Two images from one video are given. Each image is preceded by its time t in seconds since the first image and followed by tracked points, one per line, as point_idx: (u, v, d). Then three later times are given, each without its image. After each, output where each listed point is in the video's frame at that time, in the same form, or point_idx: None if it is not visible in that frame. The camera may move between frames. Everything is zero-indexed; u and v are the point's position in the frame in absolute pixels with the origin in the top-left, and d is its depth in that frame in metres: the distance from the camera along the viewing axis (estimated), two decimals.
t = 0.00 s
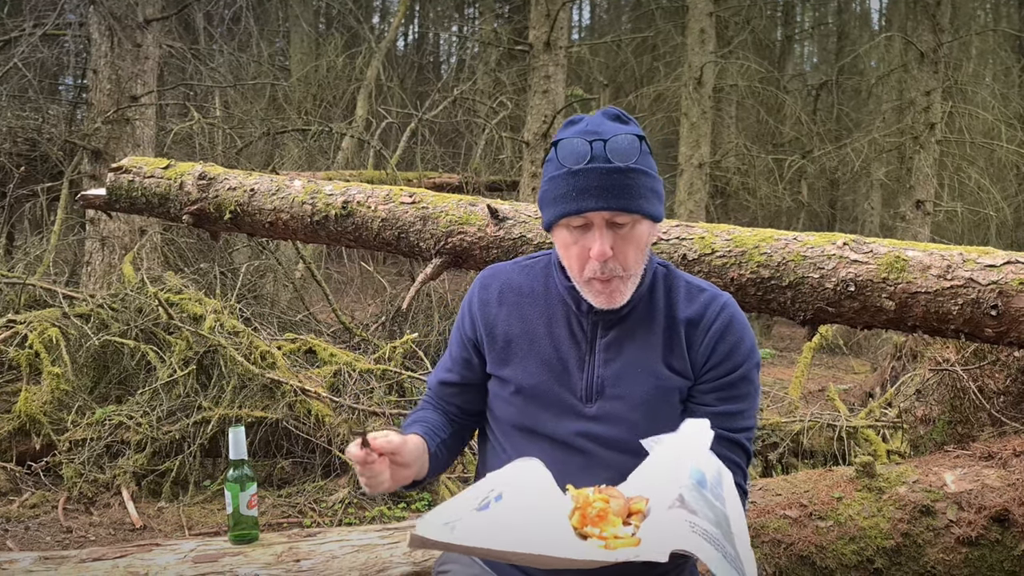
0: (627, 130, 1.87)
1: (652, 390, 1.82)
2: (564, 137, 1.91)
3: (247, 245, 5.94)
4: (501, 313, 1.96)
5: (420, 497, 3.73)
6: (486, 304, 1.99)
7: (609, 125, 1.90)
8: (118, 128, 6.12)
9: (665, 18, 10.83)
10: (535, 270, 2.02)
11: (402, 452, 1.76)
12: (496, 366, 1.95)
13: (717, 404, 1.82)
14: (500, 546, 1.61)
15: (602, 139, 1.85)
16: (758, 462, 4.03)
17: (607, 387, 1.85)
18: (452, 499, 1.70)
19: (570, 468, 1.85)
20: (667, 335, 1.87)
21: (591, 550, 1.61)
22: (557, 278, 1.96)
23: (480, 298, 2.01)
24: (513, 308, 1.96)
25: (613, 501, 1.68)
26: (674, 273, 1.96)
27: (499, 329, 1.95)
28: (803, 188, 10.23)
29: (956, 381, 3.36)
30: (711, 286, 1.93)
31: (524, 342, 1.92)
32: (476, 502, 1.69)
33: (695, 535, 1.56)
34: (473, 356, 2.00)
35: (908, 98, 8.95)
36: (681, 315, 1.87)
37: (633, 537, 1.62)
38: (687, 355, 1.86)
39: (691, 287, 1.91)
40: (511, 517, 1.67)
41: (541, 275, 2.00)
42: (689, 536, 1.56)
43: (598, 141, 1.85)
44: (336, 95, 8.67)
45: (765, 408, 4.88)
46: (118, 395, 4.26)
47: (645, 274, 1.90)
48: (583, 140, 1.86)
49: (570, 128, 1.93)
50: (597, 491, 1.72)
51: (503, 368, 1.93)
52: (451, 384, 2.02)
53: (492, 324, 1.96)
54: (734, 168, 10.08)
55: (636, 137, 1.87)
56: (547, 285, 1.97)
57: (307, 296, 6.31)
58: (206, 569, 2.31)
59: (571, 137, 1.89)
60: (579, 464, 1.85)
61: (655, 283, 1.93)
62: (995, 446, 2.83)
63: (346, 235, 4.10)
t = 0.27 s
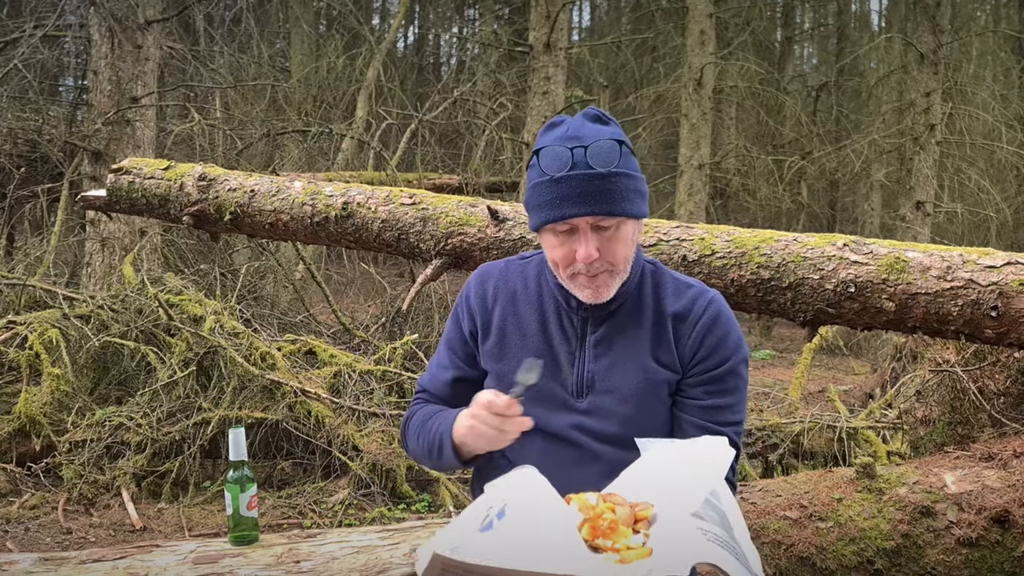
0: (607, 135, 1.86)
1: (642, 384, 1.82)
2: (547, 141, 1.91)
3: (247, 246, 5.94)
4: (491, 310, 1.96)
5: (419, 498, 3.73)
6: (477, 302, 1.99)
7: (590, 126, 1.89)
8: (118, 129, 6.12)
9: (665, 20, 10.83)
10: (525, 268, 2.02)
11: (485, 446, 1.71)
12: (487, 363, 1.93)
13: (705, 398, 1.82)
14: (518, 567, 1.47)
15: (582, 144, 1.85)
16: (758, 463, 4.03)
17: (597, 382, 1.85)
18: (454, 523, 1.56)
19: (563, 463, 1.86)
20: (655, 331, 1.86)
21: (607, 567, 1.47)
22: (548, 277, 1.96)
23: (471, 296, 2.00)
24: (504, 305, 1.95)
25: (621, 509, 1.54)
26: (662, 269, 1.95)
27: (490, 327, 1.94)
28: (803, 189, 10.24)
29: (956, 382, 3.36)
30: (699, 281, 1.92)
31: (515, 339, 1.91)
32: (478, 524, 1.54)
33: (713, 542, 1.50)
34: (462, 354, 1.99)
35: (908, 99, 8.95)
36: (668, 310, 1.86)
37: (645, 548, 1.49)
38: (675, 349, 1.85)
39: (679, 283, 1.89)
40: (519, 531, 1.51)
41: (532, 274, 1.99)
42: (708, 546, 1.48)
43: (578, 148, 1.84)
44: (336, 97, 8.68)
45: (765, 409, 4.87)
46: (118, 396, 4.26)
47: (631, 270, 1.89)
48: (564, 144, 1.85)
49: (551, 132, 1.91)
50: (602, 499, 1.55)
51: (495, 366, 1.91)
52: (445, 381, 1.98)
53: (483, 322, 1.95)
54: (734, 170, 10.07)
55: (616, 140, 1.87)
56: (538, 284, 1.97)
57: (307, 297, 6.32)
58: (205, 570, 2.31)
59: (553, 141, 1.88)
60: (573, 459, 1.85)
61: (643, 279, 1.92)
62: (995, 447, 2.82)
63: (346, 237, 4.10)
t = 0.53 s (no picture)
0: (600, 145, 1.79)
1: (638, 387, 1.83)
2: (541, 149, 1.85)
3: (247, 247, 5.95)
4: (493, 309, 1.95)
5: (420, 499, 3.73)
6: (479, 303, 1.96)
7: (584, 136, 1.81)
8: (118, 130, 6.13)
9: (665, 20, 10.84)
10: (524, 269, 2.00)
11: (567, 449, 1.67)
12: (491, 365, 1.93)
13: (700, 401, 1.82)
14: None
15: (573, 157, 1.78)
16: (758, 463, 4.03)
17: (594, 384, 1.85)
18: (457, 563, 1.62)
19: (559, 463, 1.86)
20: (651, 333, 1.86)
21: None
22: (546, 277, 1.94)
23: (472, 294, 1.99)
24: (506, 305, 1.94)
25: (620, 535, 1.59)
26: (659, 271, 1.93)
27: (492, 328, 1.94)
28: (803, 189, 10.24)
29: (956, 382, 3.36)
30: (695, 284, 1.91)
31: (515, 340, 1.91)
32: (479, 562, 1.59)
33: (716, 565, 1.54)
34: (470, 354, 1.95)
35: (908, 99, 8.94)
36: (665, 313, 1.85)
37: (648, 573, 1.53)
38: (671, 352, 1.85)
39: (676, 286, 1.88)
40: (518, 564, 1.55)
41: (530, 275, 1.98)
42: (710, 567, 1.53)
43: (570, 159, 1.77)
44: (336, 97, 8.68)
45: (765, 409, 4.87)
46: (119, 397, 4.26)
47: (629, 272, 1.88)
48: (555, 155, 1.79)
49: (546, 137, 1.84)
50: (600, 527, 1.61)
51: (496, 367, 1.91)
52: (467, 385, 1.92)
53: (484, 323, 1.94)
54: (734, 170, 10.07)
55: (609, 152, 1.80)
56: (537, 283, 1.95)
57: (308, 298, 6.32)
58: (206, 571, 2.31)
59: (545, 150, 1.82)
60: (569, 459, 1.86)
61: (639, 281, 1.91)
62: (995, 448, 2.83)
63: (346, 237, 4.10)
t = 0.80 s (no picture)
0: (593, 168, 1.72)
1: (634, 397, 1.83)
2: (533, 168, 1.80)
3: (247, 247, 5.95)
4: (494, 314, 1.95)
5: (420, 499, 3.73)
6: (481, 304, 1.97)
7: (577, 157, 1.75)
8: (118, 130, 6.14)
9: (665, 21, 10.84)
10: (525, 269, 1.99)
11: (572, 475, 1.68)
12: (494, 370, 1.94)
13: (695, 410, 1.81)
14: None
15: (565, 182, 1.72)
16: (758, 464, 4.03)
17: (592, 393, 1.86)
18: None
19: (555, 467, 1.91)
20: (646, 342, 1.84)
21: None
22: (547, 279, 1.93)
23: (473, 294, 1.99)
24: (507, 308, 1.94)
25: (620, 549, 1.65)
26: (658, 277, 1.91)
27: (494, 333, 1.95)
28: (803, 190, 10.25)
29: (957, 383, 3.36)
30: (695, 291, 1.88)
31: (517, 347, 1.92)
32: None
33: None
34: (473, 358, 1.96)
35: (908, 100, 8.94)
36: (661, 323, 1.83)
37: None
38: (667, 361, 1.83)
39: (674, 293, 1.85)
40: None
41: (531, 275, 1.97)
42: None
43: (560, 184, 1.72)
44: (336, 98, 8.69)
45: (765, 410, 4.87)
46: (119, 397, 4.26)
47: (626, 280, 1.86)
48: (546, 180, 1.73)
49: (540, 157, 1.79)
50: (603, 542, 1.67)
51: (499, 371, 1.93)
52: (471, 389, 1.95)
53: (486, 327, 1.95)
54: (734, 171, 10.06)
55: (602, 176, 1.73)
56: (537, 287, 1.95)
57: (308, 299, 6.32)
58: (206, 571, 2.31)
59: (537, 172, 1.77)
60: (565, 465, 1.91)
61: (637, 287, 1.89)
62: (996, 448, 2.83)
63: (346, 238, 4.10)
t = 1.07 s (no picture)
0: (557, 214, 1.64)
1: (624, 412, 1.82)
2: (499, 211, 1.72)
3: (247, 250, 5.95)
4: (484, 328, 1.93)
5: (420, 502, 3.73)
6: (471, 317, 1.95)
7: (542, 200, 1.66)
8: (118, 133, 6.14)
9: (665, 24, 10.85)
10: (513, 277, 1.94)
11: (578, 491, 1.70)
12: (488, 385, 1.94)
13: (684, 418, 1.78)
14: None
15: (529, 229, 1.64)
16: (758, 466, 4.03)
17: (583, 407, 1.85)
18: None
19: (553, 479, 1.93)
20: (633, 353, 1.81)
21: None
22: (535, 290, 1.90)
23: (463, 306, 1.97)
24: (496, 322, 1.91)
25: (602, 564, 1.53)
26: (645, 284, 1.86)
27: (485, 348, 1.93)
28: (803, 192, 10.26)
29: (956, 386, 3.36)
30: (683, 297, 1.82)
31: (508, 364, 1.90)
32: None
33: None
34: (466, 372, 1.96)
35: (908, 103, 8.94)
36: (648, 333, 1.79)
37: None
38: (655, 371, 1.80)
39: (661, 300, 1.81)
40: None
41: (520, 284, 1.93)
42: None
43: (523, 232, 1.64)
44: (336, 101, 8.70)
45: (765, 412, 4.87)
46: (118, 399, 4.26)
47: (612, 290, 1.81)
48: (510, 227, 1.65)
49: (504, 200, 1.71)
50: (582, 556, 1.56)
51: (493, 386, 1.93)
52: (468, 404, 1.95)
53: (477, 342, 1.93)
54: (734, 173, 10.07)
55: (569, 219, 1.65)
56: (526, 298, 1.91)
57: (308, 301, 6.33)
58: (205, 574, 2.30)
59: (501, 217, 1.69)
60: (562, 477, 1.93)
61: (624, 295, 1.84)
62: (995, 451, 2.83)
63: (346, 241, 4.10)
